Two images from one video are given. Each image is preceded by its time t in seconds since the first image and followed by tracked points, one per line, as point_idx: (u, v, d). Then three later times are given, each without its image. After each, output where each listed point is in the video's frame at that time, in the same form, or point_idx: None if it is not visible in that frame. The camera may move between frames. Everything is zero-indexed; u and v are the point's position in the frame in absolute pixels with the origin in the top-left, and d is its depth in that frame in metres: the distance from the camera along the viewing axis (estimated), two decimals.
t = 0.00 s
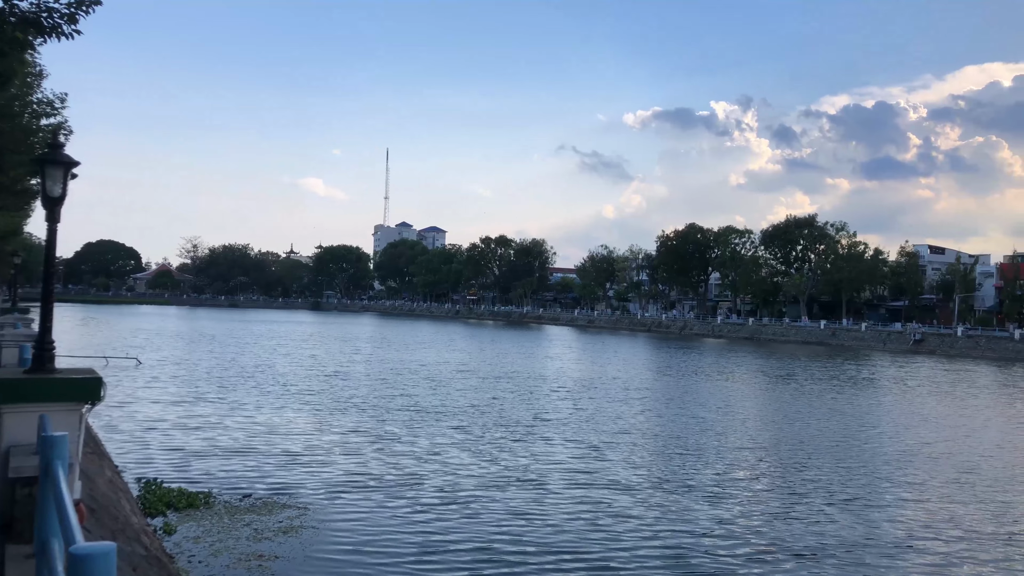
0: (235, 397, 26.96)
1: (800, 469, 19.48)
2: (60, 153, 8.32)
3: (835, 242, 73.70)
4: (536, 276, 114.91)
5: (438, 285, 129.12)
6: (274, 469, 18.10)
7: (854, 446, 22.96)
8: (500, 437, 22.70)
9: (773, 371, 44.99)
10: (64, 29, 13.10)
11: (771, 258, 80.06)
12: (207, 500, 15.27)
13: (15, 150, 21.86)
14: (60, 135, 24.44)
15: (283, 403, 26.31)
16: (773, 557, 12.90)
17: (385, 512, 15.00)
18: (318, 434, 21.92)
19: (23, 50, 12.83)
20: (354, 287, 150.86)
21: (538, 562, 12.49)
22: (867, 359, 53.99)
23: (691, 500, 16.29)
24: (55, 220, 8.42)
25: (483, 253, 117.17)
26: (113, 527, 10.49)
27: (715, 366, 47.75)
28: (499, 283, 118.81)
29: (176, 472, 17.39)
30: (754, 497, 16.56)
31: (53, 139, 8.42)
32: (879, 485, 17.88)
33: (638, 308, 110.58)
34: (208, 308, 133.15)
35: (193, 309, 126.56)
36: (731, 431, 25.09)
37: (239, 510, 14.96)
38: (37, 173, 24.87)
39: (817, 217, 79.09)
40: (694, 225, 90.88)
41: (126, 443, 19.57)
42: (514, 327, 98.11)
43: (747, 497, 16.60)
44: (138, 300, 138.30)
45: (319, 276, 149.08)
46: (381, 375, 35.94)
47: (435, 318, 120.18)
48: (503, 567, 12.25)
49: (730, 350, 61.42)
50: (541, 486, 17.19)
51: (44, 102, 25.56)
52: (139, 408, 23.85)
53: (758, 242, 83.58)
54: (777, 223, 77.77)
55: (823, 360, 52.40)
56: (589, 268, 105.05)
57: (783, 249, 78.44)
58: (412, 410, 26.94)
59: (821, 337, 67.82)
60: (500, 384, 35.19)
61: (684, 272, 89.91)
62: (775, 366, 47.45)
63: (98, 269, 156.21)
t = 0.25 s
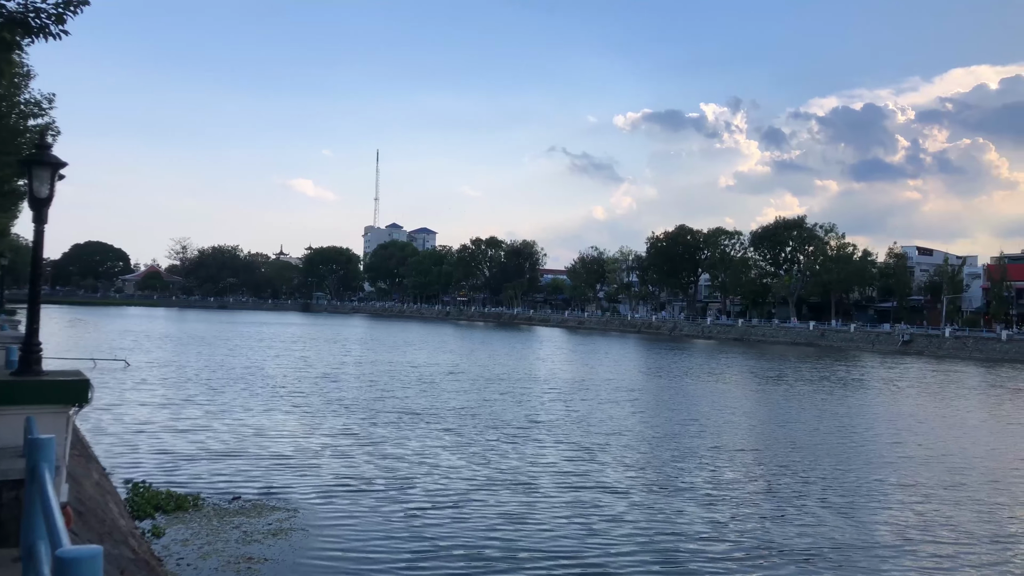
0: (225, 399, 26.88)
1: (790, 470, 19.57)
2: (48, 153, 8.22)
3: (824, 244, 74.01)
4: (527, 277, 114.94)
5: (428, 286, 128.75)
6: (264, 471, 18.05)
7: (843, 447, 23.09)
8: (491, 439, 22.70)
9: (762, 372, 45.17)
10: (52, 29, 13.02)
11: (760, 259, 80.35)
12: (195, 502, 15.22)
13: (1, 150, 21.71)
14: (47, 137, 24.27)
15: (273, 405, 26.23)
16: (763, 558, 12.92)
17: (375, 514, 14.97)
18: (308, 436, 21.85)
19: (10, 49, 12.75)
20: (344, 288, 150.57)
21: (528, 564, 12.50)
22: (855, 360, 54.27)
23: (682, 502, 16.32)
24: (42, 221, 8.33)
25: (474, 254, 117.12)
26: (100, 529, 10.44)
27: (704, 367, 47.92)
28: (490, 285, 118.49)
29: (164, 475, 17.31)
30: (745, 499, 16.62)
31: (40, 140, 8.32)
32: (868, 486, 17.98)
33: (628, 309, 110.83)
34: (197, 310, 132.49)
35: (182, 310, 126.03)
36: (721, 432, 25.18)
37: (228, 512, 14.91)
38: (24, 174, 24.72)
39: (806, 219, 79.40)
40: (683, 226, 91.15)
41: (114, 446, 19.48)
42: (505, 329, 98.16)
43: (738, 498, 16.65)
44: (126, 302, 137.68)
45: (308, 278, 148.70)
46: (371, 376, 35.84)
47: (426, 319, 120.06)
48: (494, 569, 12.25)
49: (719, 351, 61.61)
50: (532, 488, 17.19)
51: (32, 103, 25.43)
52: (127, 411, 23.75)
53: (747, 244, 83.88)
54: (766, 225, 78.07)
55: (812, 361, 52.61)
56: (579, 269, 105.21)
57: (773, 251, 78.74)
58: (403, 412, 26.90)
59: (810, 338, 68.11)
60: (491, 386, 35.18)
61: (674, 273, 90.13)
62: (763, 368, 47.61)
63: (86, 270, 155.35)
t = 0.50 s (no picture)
0: (214, 400, 26.76)
1: (780, 471, 19.65)
2: (35, 154, 8.11)
3: (814, 244, 74.29)
4: (517, 277, 114.93)
5: (419, 287, 128.70)
6: (254, 472, 17.99)
7: (832, 446, 23.20)
8: (482, 440, 22.69)
9: (752, 372, 45.33)
10: (39, 28, 12.92)
11: (750, 260, 80.59)
12: (185, 504, 15.15)
13: None
14: (35, 136, 24.10)
15: (263, 407, 26.14)
16: (753, 559, 12.96)
17: (366, 516, 14.94)
18: (297, 438, 21.78)
19: None
20: (334, 289, 150.21)
21: (518, 565, 12.50)
22: (844, 360, 54.50)
23: (672, 503, 16.34)
24: (29, 222, 8.23)
25: (464, 254, 117.05)
26: (89, 532, 10.38)
27: (694, 367, 48.06)
28: (480, 285, 118.58)
29: (153, 477, 17.23)
30: (735, 499, 16.67)
31: (28, 140, 8.22)
32: (858, 486, 18.06)
33: (618, 309, 111.01)
34: (186, 310, 131.86)
35: (171, 311, 125.37)
36: (711, 432, 25.27)
37: (218, 514, 14.86)
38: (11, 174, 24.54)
39: (796, 219, 79.68)
40: (673, 227, 91.37)
41: (103, 447, 19.38)
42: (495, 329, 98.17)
43: (729, 499, 16.70)
44: (115, 303, 136.95)
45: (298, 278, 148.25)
46: (361, 378, 35.75)
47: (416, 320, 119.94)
48: (484, 570, 12.25)
49: (709, 351, 61.79)
50: (523, 489, 17.19)
51: (19, 103, 25.28)
52: (116, 412, 23.63)
53: (737, 244, 84.16)
54: (756, 225, 78.32)
55: (801, 361, 52.81)
56: (570, 270, 105.32)
57: (762, 251, 79.01)
58: (393, 413, 26.86)
59: (800, 338, 68.36)
60: (482, 387, 35.17)
61: (664, 274, 90.30)
62: (752, 368, 47.81)
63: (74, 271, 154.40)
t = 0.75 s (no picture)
0: (205, 402, 26.66)
1: (772, 472, 19.72)
2: (23, 155, 8.00)
3: (804, 245, 74.55)
4: (509, 279, 114.92)
5: (411, 288, 128.57)
6: (245, 475, 17.92)
7: (824, 447, 23.30)
8: (474, 442, 22.68)
9: (744, 373, 45.52)
10: (26, 29, 12.83)
11: (741, 260, 80.81)
12: (176, 506, 15.10)
13: None
14: (24, 137, 23.96)
15: (254, 409, 26.07)
16: (745, 560, 12.97)
17: (357, 519, 14.90)
18: (289, 440, 21.70)
19: None
20: (325, 290, 149.85)
21: (509, 567, 12.49)
22: (834, 360, 54.66)
23: (665, 505, 16.34)
24: (17, 224, 8.13)
25: (456, 256, 116.97)
26: (77, 536, 10.32)
27: (685, 368, 48.17)
28: (472, 286, 118.52)
29: (143, 480, 17.15)
30: (727, 501, 16.70)
31: (15, 140, 8.11)
32: (850, 487, 18.11)
33: (611, 311, 111.08)
34: (178, 311, 131.35)
35: (161, 313, 124.82)
36: (703, 434, 25.35)
37: (209, 516, 14.81)
38: None
39: (787, 220, 79.93)
40: (665, 228, 91.54)
41: (92, 450, 19.27)
42: (487, 330, 98.16)
43: (720, 501, 16.72)
44: (105, 305, 136.36)
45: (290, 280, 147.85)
46: (353, 379, 35.69)
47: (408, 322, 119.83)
48: (475, 573, 12.21)
49: (701, 352, 61.91)
50: (515, 491, 17.17)
51: (7, 104, 25.13)
52: (106, 415, 23.50)
53: (728, 245, 84.39)
54: (746, 226, 78.54)
55: (791, 362, 53.00)
56: (562, 271, 105.39)
57: (753, 252, 79.26)
58: (385, 415, 26.80)
59: (791, 338, 68.57)
60: (474, 388, 35.13)
61: (655, 274, 90.46)
62: (742, 369, 48.00)
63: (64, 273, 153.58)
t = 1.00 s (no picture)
0: (198, 405, 26.58)
1: (766, 473, 19.79)
2: (15, 156, 7.93)
3: (797, 246, 74.73)
4: (503, 280, 114.93)
5: (404, 289, 128.46)
6: (238, 478, 17.88)
7: (817, 449, 23.41)
8: (469, 445, 22.65)
9: (738, 374, 45.61)
10: (18, 30, 12.75)
11: (734, 262, 80.95)
12: (168, 509, 15.06)
13: None
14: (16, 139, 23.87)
15: (247, 411, 26.00)
16: (739, 562, 12.97)
17: (351, 521, 14.87)
18: (282, 443, 21.63)
19: None
20: (318, 292, 149.62)
21: (503, 570, 12.49)
22: (828, 361, 54.81)
23: (659, 507, 16.33)
24: (8, 226, 8.08)
25: (450, 257, 116.95)
26: (70, 539, 10.27)
27: (679, 370, 48.26)
28: (466, 288, 118.42)
29: (136, 483, 17.08)
30: (721, 503, 16.74)
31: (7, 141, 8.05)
32: (844, 489, 18.14)
33: (604, 312, 111.23)
34: (170, 314, 130.94)
35: (153, 315, 124.45)
36: (697, 435, 25.43)
37: (202, 519, 14.77)
38: None
39: (779, 222, 80.12)
40: (658, 229, 91.66)
41: (84, 453, 19.19)
42: (481, 332, 98.14)
43: (714, 503, 16.76)
44: (97, 307, 135.84)
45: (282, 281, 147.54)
46: (346, 382, 35.63)
47: (401, 323, 119.74)
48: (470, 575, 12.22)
49: (694, 353, 61.96)
50: (509, 493, 17.17)
51: None
52: (98, 417, 23.42)
53: (721, 246, 84.58)
54: (739, 228, 78.70)
55: (784, 363, 53.15)
56: (555, 272, 105.47)
57: (746, 254, 79.42)
58: (380, 417, 26.78)
59: (784, 340, 68.72)
60: (468, 390, 35.14)
61: (649, 276, 90.58)
62: (735, 370, 48.13)
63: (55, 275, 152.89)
